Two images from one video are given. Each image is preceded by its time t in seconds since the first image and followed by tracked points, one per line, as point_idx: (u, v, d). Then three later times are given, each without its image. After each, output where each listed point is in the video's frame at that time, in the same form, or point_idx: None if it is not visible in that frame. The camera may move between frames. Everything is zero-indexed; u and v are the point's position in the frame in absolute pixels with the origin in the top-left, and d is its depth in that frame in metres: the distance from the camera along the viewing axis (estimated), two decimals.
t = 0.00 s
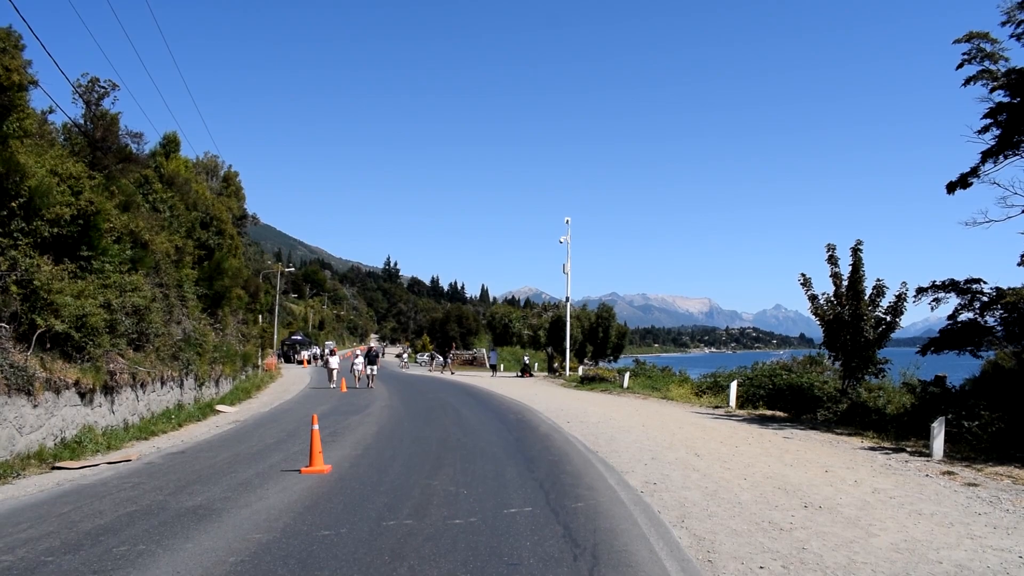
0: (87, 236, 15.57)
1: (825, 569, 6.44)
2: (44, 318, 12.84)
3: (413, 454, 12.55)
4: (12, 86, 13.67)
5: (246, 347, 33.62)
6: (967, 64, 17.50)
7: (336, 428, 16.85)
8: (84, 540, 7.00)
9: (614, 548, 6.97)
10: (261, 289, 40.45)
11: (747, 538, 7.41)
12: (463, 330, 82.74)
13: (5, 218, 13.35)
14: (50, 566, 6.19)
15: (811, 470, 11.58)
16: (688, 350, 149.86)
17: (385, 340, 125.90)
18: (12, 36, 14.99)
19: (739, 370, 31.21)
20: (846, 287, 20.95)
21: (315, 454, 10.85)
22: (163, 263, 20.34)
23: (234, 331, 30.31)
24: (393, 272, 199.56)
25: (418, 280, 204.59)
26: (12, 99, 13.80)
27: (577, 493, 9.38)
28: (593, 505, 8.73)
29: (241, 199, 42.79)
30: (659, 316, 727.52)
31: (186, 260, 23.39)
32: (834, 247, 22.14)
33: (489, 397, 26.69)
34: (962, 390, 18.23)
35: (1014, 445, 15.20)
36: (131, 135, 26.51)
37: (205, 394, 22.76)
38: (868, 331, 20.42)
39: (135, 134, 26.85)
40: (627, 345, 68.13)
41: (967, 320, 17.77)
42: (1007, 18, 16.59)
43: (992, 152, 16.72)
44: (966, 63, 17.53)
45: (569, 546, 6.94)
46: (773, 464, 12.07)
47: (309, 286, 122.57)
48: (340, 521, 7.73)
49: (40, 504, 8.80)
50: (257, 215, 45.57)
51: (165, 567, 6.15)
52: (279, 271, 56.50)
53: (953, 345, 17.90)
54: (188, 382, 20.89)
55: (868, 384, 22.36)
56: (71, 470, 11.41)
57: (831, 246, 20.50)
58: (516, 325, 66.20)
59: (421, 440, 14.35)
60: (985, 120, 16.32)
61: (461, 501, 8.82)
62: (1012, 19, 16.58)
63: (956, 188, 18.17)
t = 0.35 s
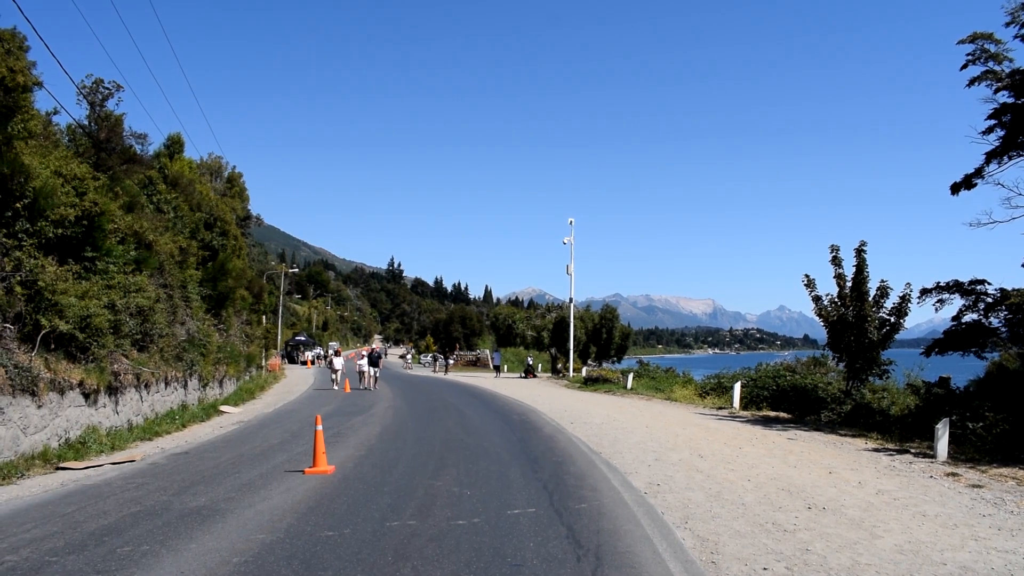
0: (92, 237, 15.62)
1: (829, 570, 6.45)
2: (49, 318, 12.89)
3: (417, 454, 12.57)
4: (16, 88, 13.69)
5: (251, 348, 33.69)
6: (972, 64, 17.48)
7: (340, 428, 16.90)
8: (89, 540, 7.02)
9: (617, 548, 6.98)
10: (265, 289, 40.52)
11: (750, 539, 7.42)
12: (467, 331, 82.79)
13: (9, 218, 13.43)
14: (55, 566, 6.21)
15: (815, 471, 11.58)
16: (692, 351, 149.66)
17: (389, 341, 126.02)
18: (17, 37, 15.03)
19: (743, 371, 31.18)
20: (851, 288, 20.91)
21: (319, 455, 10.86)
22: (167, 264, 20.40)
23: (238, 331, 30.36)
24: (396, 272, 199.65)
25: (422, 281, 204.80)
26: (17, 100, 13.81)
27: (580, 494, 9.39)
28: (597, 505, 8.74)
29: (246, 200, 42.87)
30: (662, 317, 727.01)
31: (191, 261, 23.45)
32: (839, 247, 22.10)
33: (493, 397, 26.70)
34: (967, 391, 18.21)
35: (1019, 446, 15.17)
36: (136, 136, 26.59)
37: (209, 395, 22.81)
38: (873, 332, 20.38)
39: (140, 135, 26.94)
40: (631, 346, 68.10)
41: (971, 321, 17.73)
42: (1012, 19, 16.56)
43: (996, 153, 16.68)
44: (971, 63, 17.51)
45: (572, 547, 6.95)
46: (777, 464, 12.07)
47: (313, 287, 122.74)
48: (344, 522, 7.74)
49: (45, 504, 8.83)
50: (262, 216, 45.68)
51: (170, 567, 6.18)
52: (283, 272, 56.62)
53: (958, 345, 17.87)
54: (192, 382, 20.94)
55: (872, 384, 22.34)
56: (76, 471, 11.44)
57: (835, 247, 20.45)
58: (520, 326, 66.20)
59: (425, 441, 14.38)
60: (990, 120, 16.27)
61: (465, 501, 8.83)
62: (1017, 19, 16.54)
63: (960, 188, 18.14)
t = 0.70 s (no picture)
0: (92, 234, 15.59)
1: (828, 566, 6.45)
2: (48, 316, 12.89)
3: (417, 451, 12.59)
4: (15, 85, 13.63)
5: (250, 345, 33.68)
6: (972, 60, 17.45)
7: (339, 425, 16.90)
8: (88, 537, 7.03)
9: (617, 545, 6.98)
10: (265, 286, 40.52)
11: (749, 535, 7.44)
12: (467, 328, 82.77)
13: (8, 216, 13.40)
14: (54, 563, 6.21)
15: (814, 467, 11.59)
16: (691, 348, 149.66)
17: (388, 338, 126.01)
18: (15, 35, 14.97)
19: (743, 367, 31.18)
20: (850, 284, 20.91)
21: (319, 452, 10.86)
22: (166, 261, 20.39)
23: (238, 328, 30.37)
24: (396, 269, 199.61)
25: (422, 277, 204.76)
26: (16, 98, 13.74)
27: (579, 490, 9.41)
28: (596, 502, 8.75)
29: (245, 197, 42.83)
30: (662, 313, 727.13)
31: (190, 258, 23.45)
32: (838, 244, 22.10)
33: (493, 394, 26.70)
34: (967, 387, 18.22)
35: (1018, 443, 15.17)
36: (135, 133, 26.56)
37: (208, 391, 22.83)
38: (872, 329, 20.39)
39: (139, 132, 26.91)
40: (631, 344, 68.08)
41: (971, 317, 17.73)
42: (1012, 15, 16.54)
43: (996, 149, 16.66)
44: (971, 60, 17.49)
45: (571, 544, 6.95)
46: (776, 460, 12.09)
47: (313, 284, 122.74)
48: (343, 518, 7.75)
49: (45, 501, 8.83)
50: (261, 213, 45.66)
51: (170, 563, 6.18)
52: (283, 270, 56.63)
53: (957, 342, 17.87)
54: (192, 379, 20.95)
55: (872, 381, 22.36)
56: (76, 468, 11.45)
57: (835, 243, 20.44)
58: (520, 323, 66.17)
59: (424, 437, 14.40)
60: (990, 117, 16.25)
61: (465, 497, 8.84)
62: (1017, 15, 16.50)
63: (960, 184, 18.12)
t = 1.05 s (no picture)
0: (91, 236, 15.60)
1: (828, 568, 6.44)
2: (48, 318, 12.90)
3: (416, 453, 12.59)
4: (14, 87, 13.64)
5: (250, 347, 33.69)
6: (971, 61, 17.47)
7: (339, 427, 16.89)
8: (87, 540, 7.02)
9: (617, 547, 6.97)
10: (264, 288, 40.50)
11: (748, 537, 7.43)
12: (466, 329, 82.76)
13: (8, 218, 13.40)
14: (54, 566, 6.21)
15: (814, 468, 11.57)
16: (691, 349, 149.58)
17: (388, 340, 126.02)
18: (15, 37, 15.00)
19: (743, 368, 31.17)
20: (849, 285, 20.91)
21: (319, 453, 10.87)
22: (166, 263, 20.39)
23: (237, 330, 30.37)
24: (396, 271, 199.55)
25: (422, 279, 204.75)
26: (15, 100, 13.75)
27: (579, 492, 9.40)
28: (596, 503, 8.74)
29: (245, 199, 42.84)
30: (662, 314, 727.15)
31: (190, 260, 23.46)
32: (838, 245, 22.11)
33: (493, 396, 26.69)
34: (966, 388, 18.23)
35: (1019, 443, 15.17)
36: (135, 135, 26.56)
37: (208, 393, 22.82)
38: (872, 330, 20.39)
39: (139, 134, 26.92)
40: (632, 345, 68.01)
41: (971, 318, 17.73)
42: (1011, 16, 16.55)
43: (995, 150, 16.68)
44: (970, 61, 17.50)
45: (571, 545, 6.95)
46: (777, 462, 12.08)
47: (312, 286, 122.72)
48: (343, 520, 7.74)
49: (45, 503, 8.83)
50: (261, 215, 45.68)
51: (169, 565, 6.18)
52: (282, 272, 56.59)
53: (957, 342, 17.87)
54: (191, 381, 20.94)
55: (871, 382, 22.35)
56: (75, 470, 11.43)
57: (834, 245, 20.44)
58: (520, 324, 66.13)
59: (424, 439, 14.39)
60: (990, 117, 16.25)
61: (465, 499, 8.83)
62: (1016, 16, 16.50)
63: (960, 185, 18.13)
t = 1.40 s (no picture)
0: (92, 239, 15.60)
1: (830, 570, 6.46)
2: (49, 321, 12.92)
3: (418, 455, 12.60)
4: (16, 90, 13.66)
5: (251, 350, 33.69)
6: (971, 64, 17.49)
7: (340, 430, 16.90)
8: (89, 542, 7.02)
9: (618, 549, 6.98)
10: (265, 291, 40.50)
11: (751, 539, 7.42)
12: (467, 332, 82.70)
13: (8, 221, 13.41)
14: (56, 569, 6.21)
15: (815, 471, 11.57)
16: (692, 351, 149.57)
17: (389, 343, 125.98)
18: (16, 40, 15.02)
19: (743, 371, 31.18)
20: (850, 287, 20.91)
21: (320, 456, 10.88)
22: (167, 266, 20.41)
23: (238, 333, 30.39)
24: (397, 274, 199.51)
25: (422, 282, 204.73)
26: (16, 103, 13.77)
27: (581, 494, 9.41)
28: (597, 506, 8.75)
29: (246, 202, 42.85)
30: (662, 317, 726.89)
31: (190, 263, 23.48)
32: (838, 248, 22.13)
33: (493, 398, 26.67)
34: (967, 391, 18.23)
35: (1020, 445, 15.19)
36: (136, 138, 26.57)
37: (209, 396, 22.82)
38: (873, 332, 20.38)
39: (140, 137, 26.95)
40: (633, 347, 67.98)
41: (971, 320, 17.74)
42: (1011, 18, 16.57)
43: (996, 152, 16.68)
44: (970, 63, 17.52)
45: (572, 548, 6.96)
46: (779, 464, 12.08)
47: (313, 288, 122.66)
48: (344, 523, 7.75)
49: (46, 506, 8.83)
50: (262, 218, 45.70)
51: (170, 569, 6.19)
52: (283, 274, 56.56)
53: (957, 345, 17.87)
54: (192, 384, 20.96)
55: (872, 384, 22.34)
56: (76, 473, 11.44)
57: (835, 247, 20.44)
58: (521, 327, 66.08)
59: (424, 442, 14.40)
60: (990, 120, 16.27)
61: (466, 502, 8.83)
62: (1017, 19, 16.53)
63: (960, 187, 18.14)
